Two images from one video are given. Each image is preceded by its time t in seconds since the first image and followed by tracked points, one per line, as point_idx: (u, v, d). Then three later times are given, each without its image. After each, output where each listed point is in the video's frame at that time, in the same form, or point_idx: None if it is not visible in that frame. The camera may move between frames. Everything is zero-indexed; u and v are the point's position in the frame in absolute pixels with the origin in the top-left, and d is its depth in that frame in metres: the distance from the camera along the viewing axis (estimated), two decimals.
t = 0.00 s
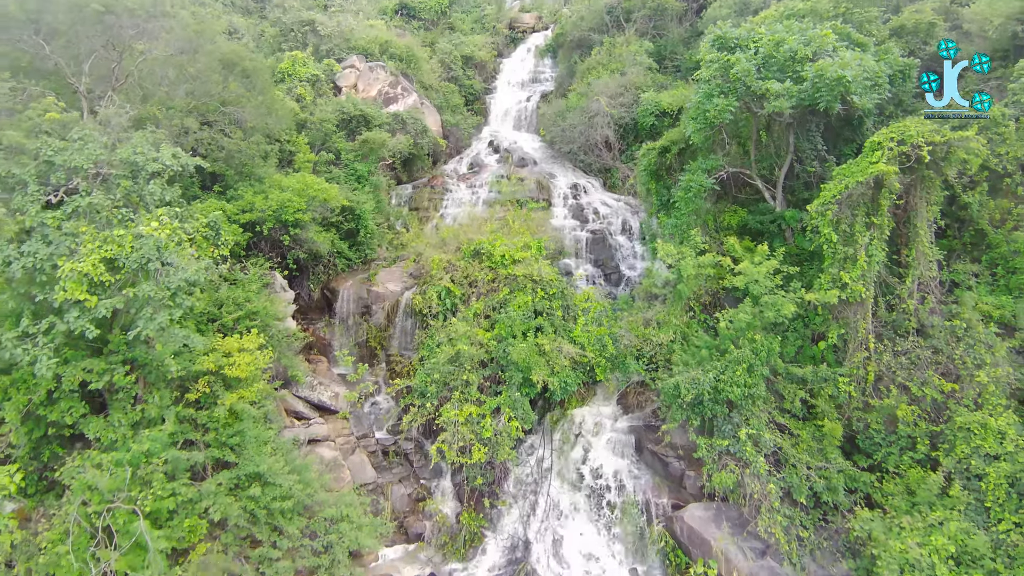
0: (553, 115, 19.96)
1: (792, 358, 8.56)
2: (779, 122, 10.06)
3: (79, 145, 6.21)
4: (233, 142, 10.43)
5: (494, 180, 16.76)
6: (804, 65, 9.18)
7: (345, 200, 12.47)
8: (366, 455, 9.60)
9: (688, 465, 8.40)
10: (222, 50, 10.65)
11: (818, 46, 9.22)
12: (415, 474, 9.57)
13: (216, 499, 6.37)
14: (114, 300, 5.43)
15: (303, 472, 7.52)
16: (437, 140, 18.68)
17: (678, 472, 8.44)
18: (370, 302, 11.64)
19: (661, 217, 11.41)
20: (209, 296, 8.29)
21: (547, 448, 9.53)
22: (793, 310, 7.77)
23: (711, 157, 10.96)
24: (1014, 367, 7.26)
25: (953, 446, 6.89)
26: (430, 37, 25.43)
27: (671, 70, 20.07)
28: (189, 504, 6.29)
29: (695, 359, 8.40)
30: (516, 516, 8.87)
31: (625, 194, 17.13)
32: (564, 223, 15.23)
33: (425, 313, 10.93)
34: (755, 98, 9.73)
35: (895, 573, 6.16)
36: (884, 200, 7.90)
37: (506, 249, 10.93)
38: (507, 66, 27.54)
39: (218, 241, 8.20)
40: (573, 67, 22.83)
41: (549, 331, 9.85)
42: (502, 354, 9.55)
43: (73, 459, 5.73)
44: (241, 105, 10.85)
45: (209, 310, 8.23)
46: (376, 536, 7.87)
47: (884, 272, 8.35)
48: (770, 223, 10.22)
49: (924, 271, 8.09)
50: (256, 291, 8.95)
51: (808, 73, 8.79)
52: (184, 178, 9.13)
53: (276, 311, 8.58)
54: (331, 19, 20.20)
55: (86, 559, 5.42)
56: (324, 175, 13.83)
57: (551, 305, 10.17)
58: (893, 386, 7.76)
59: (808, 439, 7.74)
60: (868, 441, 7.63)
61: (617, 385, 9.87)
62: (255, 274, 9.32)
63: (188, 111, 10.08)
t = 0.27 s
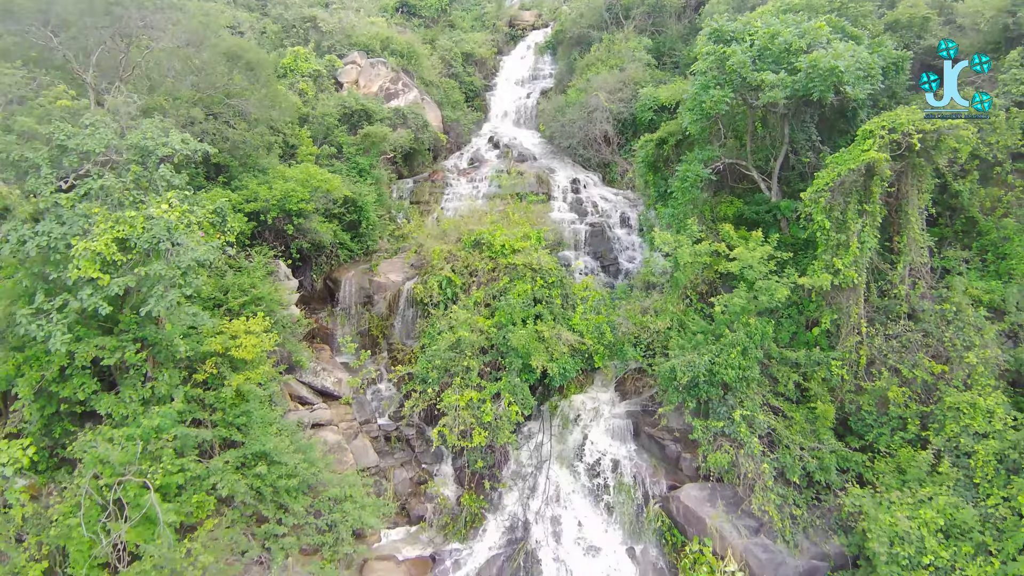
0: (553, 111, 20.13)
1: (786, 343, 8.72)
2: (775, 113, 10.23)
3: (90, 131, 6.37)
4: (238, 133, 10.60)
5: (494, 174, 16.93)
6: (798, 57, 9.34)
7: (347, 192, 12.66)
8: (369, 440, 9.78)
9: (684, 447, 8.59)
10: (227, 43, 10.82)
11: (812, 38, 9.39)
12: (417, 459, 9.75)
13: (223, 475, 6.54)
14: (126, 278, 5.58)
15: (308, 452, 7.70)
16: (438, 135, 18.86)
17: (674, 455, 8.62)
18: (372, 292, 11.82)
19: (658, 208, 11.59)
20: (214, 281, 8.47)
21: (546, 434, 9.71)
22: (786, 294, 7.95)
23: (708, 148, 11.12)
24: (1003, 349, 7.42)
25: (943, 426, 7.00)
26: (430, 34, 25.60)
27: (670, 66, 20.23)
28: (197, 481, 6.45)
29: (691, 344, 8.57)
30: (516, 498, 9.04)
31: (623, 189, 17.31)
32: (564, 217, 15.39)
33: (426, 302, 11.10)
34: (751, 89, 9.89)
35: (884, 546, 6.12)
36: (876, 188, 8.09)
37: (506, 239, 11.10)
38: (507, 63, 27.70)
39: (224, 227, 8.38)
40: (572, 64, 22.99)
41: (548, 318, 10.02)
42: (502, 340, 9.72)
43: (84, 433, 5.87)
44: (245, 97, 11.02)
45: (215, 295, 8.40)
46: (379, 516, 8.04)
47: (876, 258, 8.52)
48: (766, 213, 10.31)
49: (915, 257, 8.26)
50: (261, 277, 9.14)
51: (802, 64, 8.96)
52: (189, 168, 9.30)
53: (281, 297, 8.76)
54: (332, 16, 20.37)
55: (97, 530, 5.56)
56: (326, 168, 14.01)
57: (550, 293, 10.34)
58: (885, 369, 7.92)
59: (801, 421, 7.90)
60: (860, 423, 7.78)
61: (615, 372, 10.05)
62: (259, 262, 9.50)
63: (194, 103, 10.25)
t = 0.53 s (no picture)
0: (552, 106, 20.30)
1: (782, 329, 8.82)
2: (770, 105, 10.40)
3: (101, 116, 6.54)
4: (242, 125, 10.78)
5: (494, 169, 17.10)
6: (793, 48, 9.51)
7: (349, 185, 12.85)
8: (371, 425, 9.96)
9: (681, 431, 8.78)
10: (231, 36, 10.99)
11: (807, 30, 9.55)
12: (419, 444, 9.93)
13: (230, 453, 6.70)
14: (138, 258, 5.74)
15: (312, 434, 7.86)
16: (439, 130, 19.03)
17: (671, 438, 8.80)
18: (374, 282, 12.00)
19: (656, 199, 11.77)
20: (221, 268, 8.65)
21: (546, 420, 9.88)
22: (779, 278, 8.15)
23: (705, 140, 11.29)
24: (993, 332, 7.58)
25: (933, 406, 7.18)
26: (431, 31, 25.77)
27: (668, 62, 20.39)
28: (204, 458, 6.61)
29: (688, 329, 8.73)
30: (516, 480, 9.22)
31: (622, 183, 17.48)
32: (563, 210, 15.56)
33: (427, 292, 11.28)
34: (746, 81, 10.06)
35: (875, 519, 6.20)
36: (868, 175, 8.26)
37: (506, 229, 11.29)
38: (507, 60, 27.85)
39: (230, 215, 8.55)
40: (572, 60, 23.15)
41: (547, 306, 10.20)
42: (502, 327, 9.89)
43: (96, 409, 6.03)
44: (249, 89, 11.18)
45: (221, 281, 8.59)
46: (382, 497, 8.19)
47: (869, 245, 8.69)
48: (761, 204, 10.49)
49: (906, 244, 8.44)
50: (266, 264, 9.33)
51: (796, 55, 9.13)
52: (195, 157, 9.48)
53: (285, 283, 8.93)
54: (333, 12, 20.53)
55: (108, 502, 5.72)
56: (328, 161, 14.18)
57: (550, 282, 10.51)
58: (877, 352, 8.08)
59: (796, 403, 8.05)
60: (852, 405, 7.94)
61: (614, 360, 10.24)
62: (264, 249, 9.68)
63: (199, 94, 10.40)
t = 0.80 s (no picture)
0: (552, 102, 20.48)
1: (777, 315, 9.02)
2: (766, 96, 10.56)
3: (112, 103, 6.71)
4: (246, 116, 10.95)
5: (494, 163, 17.27)
6: (788, 40, 9.67)
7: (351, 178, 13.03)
8: (374, 411, 10.13)
9: (677, 415, 8.96)
10: (235, 29, 11.16)
11: (802, 22, 9.71)
12: (421, 430, 10.09)
13: (237, 432, 6.87)
14: (148, 238, 5.90)
15: (317, 416, 8.05)
16: (440, 125, 19.20)
17: (668, 422, 8.98)
18: (376, 273, 12.17)
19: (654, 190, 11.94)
20: (227, 254, 8.83)
21: (545, 406, 10.05)
22: (773, 264, 8.33)
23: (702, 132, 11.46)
24: (983, 316, 7.72)
25: (924, 386, 7.34)
26: (432, 28, 25.94)
27: (667, 58, 20.54)
28: (211, 437, 6.77)
29: (685, 315, 8.90)
30: (516, 464, 9.39)
31: (621, 177, 17.65)
32: (563, 203, 15.71)
33: (429, 281, 11.45)
34: (743, 73, 10.22)
35: (866, 493, 6.30)
36: (861, 164, 8.43)
37: (506, 220, 11.46)
38: (507, 57, 28.02)
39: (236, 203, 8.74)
40: (571, 57, 23.33)
41: (547, 294, 10.37)
42: (503, 315, 10.06)
43: (107, 386, 6.20)
44: (252, 81, 11.34)
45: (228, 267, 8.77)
46: (385, 479, 8.37)
47: (862, 233, 8.85)
48: (757, 194, 10.64)
49: (899, 231, 8.61)
50: (271, 251, 9.50)
51: (791, 46, 9.29)
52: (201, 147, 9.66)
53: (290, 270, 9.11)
54: (335, 9, 20.71)
55: (120, 475, 5.90)
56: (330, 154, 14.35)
57: (549, 271, 10.68)
58: (869, 336, 8.24)
59: (790, 386, 8.22)
60: (845, 387, 8.10)
61: (612, 347, 10.42)
62: (269, 237, 9.85)
63: (204, 86, 10.57)
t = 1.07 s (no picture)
0: (552, 98, 20.65)
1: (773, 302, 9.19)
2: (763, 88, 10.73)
3: (122, 90, 6.88)
4: (251, 108, 11.12)
5: (494, 158, 17.44)
6: (784, 32, 9.84)
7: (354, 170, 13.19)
8: (376, 398, 10.28)
9: (675, 399, 9.13)
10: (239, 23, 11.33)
11: (797, 14, 9.88)
12: (422, 416, 10.25)
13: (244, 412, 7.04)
14: (160, 220, 6.07)
15: (321, 398, 8.22)
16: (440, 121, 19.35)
17: (665, 406, 9.15)
18: (378, 263, 12.33)
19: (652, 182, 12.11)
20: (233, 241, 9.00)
21: (544, 393, 10.21)
22: (768, 250, 8.51)
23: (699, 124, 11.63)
24: (974, 300, 7.90)
25: (915, 369, 7.51)
26: (432, 25, 26.12)
27: (666, 54, 20.70)
28: (219, 416, 6.94)
29: (682, 301, 9.07)
30: (516, 448, 9.56)
31: (620, 172, 17.82)
32: (562, 197, 15.87)
33: (430, 271, 11.62)
34: (739, 65, 10.39)
35: (857, 469, 6.42)
36: (855, 152, 8.59)
37: (507, 211, 11.63)
38: (507, 54, 28.17)
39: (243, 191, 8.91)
40: (571, 54, 23.52)
41: (547, 283, 10.54)
42: (503, 302, 10.23)
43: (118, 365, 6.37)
44: (256, 74, 11.51)
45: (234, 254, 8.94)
46: (388, 461, 8.54)
47: (856, 221, 9.02)
48: (754, 185, 10.80)
49: (892, 218, 8.78)
50: (276, 239, 9.68)
51: (786, 38, 9.46)
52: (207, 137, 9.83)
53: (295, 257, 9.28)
54: (336, 5, 20.88)
55: (130, 450, 6.05)
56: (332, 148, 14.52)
57: (549, 260, 10.85)
58: (863, 321, 8.41)
59: (785, 370, 8.38)
60: (839, 371, 8.26)
61: (611, 335, 10.60)
62: (273, 226, 10.02)
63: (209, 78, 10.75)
